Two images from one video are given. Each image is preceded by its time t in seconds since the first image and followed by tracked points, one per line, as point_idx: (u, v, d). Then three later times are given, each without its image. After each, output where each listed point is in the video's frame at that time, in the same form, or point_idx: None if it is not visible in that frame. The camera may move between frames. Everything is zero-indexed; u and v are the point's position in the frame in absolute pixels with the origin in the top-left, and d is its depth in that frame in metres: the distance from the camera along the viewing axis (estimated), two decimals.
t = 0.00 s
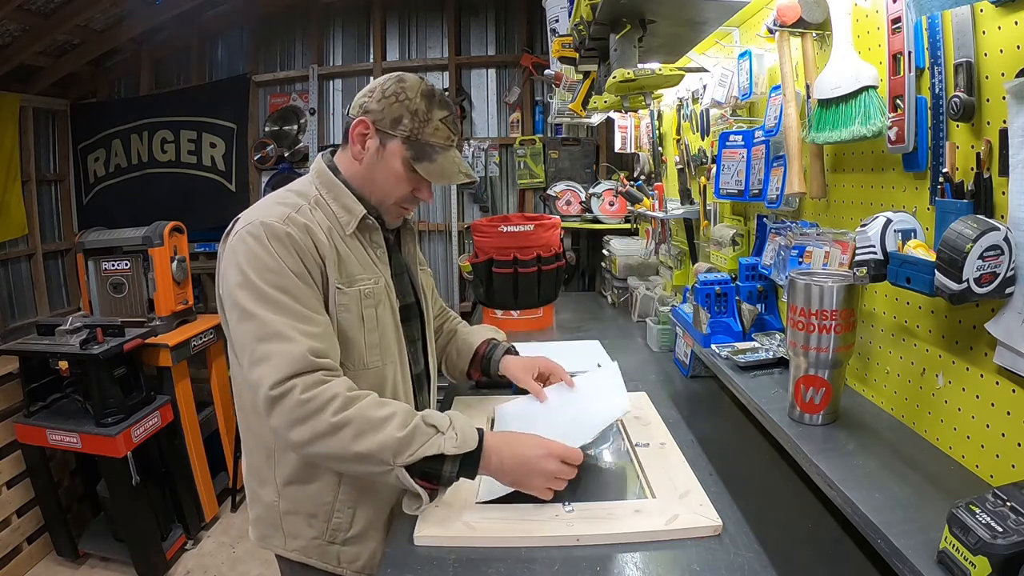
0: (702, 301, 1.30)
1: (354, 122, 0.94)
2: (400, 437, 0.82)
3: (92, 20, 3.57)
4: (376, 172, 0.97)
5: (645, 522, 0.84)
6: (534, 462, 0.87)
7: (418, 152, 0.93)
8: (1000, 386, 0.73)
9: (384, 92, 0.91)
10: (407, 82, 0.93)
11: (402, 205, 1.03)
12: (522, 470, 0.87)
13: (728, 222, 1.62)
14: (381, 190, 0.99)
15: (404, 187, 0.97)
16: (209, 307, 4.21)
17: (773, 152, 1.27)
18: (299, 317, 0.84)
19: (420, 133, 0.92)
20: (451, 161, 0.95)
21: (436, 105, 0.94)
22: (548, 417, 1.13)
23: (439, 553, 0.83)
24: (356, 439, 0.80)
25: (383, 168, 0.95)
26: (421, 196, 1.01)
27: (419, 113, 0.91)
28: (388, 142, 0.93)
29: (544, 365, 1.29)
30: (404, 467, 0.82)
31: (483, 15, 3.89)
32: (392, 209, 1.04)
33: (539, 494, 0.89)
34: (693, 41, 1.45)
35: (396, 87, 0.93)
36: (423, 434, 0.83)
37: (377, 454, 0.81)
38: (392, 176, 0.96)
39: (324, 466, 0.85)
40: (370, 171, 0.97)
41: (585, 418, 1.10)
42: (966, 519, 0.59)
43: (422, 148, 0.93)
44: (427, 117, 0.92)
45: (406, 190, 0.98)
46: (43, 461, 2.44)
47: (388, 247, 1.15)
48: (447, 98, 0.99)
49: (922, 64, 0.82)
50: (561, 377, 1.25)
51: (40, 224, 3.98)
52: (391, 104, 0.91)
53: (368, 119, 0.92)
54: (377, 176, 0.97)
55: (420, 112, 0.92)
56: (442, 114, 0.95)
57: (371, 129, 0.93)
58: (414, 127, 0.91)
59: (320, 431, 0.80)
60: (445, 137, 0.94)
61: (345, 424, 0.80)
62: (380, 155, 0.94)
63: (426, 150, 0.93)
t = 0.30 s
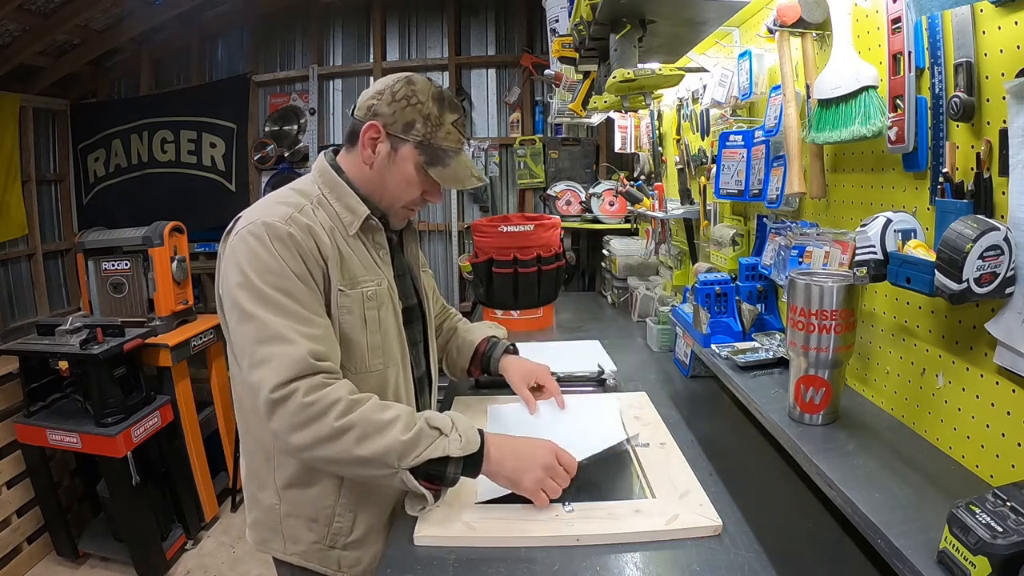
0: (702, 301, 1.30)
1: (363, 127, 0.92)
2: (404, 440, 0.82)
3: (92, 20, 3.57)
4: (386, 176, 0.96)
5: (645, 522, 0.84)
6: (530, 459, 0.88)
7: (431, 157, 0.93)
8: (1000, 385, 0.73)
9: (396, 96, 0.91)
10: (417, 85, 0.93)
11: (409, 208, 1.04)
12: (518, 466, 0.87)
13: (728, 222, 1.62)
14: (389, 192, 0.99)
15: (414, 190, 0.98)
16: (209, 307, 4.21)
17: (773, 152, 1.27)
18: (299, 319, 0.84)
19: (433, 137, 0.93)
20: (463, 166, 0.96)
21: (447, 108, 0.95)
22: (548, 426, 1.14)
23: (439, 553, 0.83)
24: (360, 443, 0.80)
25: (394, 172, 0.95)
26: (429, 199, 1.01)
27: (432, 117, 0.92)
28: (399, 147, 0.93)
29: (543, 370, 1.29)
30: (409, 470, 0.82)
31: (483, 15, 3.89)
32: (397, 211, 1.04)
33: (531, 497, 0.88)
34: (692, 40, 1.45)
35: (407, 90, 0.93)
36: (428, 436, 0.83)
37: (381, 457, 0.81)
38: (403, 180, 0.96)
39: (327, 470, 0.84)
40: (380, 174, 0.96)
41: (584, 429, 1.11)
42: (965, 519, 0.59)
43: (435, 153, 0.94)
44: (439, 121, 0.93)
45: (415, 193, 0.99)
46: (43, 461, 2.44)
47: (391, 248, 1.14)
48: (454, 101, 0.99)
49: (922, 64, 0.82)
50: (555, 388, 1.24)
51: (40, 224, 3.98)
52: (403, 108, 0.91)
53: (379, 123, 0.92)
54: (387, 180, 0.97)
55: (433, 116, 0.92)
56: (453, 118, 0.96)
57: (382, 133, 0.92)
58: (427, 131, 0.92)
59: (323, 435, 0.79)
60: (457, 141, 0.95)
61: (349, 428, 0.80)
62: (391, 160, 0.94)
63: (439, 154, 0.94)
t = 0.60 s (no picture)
0: (702, 301, 1.30)
1: (373, 128, 0.92)
2: (403, 446, 0.82)
3: (92, 20, 3.57)
4: (395, 177, 0.96)
5: (645, 522, 0.84)
6: (523, 459, 0.89)
7: (440, 158, 0.93)
8: (1000, 385, 0.72)
9: (405, 96, 0.91)
10: (426, 86, 0.93)
11: (417, 208, 1.03)
12: (509, 464, 0.88)
13: (728, 222, 1.62)
14: (397, 193, 0.98)
15: (422, 191, 0.97)
16: (208, 307, 4.21)
17: (773, 152, 1.27)
18: (300, 321, 0.84)
19: (442, 139, 0.93)
20: (472, 167, 0.96)
21: (455, 109, 0.95)
22: (546, 428, 1.14)
23: (439, 554, 0.83)
24: (359, 448, 0.80)
25: (403, 173, 0.95)
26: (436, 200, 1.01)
27: (440, 118, 0.92)
28: (408, 148, 0.92)
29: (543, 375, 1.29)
30: (408, 475, 0.82)
31: (483, 15, 3.89)
32: (403, 211, 1.04)
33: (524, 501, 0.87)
34: (692, 41, 1.45)
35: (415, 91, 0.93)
36: (427, 442, 0.83)
37: (381, 462, 0.81)
38: (411, 181, 0.95)
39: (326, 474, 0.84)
40: (389, 175, 0.96)
41: (583, 432, 1.12)
42: (966, 519, 0.59)
43: (444, 154, 0.93)
44: (448, 123, 0.93)
45: (423, 193, 0.98)
46: (43, 461, 2.43)
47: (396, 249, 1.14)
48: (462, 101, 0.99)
49: (922, 64, 0.82)
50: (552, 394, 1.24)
51: (40, 224, 3.98)
52: (412, 109, 0.90)
53: (388, 124, 0.91)
54: (396, 181, 0.96)
55: (442, 117, 0.92)
56: (461, 119, 0.96)
57: (391, 134, 0.92)
58: (436, 132, 0.92)
59: (323, 439, 0.79)
60: (465, 143, 0.95)
61: (349, 433, 0.80)
62: (399, 161, 0.93)
63: (447, 156, 0.94)
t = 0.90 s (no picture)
0: (701, 301, 1.30)
1: (383, 130, 0.92)
2: (387, 448, 0.83)
3: (92, 20, 3.57)
4: (404, 179, 0.96)
5: (645, 522, 0.84)
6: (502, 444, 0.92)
7: (450, 160, 0.93)
8: (1000, 385, 0.73)
9: (415, 98, 0.91)
10: (435, 87, 0.93)
11: (425, 209, 1.03)
12: (490, 451, 0.90)
13: (728, 222, 1.62)
14: (405, 195, 0.98)
15: (431, 192, 0.97)
16: (208, 307, 4.21)
17: (773, 152, 1.27)
18: (294, 325, 0.84)
19: (452, 140, 0.93)
20: (481, 168, 0.97)
21: (464, 111, 0.95)
22: (547, 428, 1.14)
23: (439, 553, 0.83)
24: (343, 452, 0.81)
25: (413, 174, 0.95)
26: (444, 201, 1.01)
27: (450, 120, 0.92)
28: (419, 150, 0.92)
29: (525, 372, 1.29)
30: (392, 475, 0.83)
31: (483, 15, 3.89)
32: (409, 211, 1.03)
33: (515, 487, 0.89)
34: (692, 41, 1.44)
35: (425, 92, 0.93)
36: (410, 443, 0.84)
37: (367, 464, 0.82)
38: (421, 182, 0.95)
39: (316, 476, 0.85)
40: (397, 177, 0.96)
41: (584, 432, 1.12)
42: (966, 519, 0.59)
43: (454, 155, 0.94)
44: (458, 124, 0.93)
45: (432, 195, 0.98)
46: (43, 461, 2.43)
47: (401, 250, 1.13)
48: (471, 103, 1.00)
49: (922, 65, 0.82)
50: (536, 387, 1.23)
51: (40, 224, 3.98)
52: (422, 111, 0.90)
53: (398, 125, 0.91)
54: (405, 183, 0.96)
55: (452, 119, 0.93)
56: (470, 121, 0.96)
57: (401, 136, 0.91)
58: (446, 134, 0.92)
59: (309, 443, 0.80)
60: (474, 144, 0.96)
61: (334, 438, 0.81)
62: (410, 163, 0.93)
63: (457, 157, 0.94)
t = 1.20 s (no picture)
0: (702, 301, 1.30)
1: (383, 128, 0.92)
2: (381, 456, 0.83)
3: (92, 20, 3.57)
4: (405, 177, 0.96)
5: (645, 522, 0.84)
6: (488, 451, 0.93)
7: (450, 158, 0.93)
8: (1000, 385, 0.72)
9: (415, 97, 0.91)
10: (437, 86, 0.93)
11: (426, 208, 1.03)
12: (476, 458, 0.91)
13: (728, 222, 1.62)
14: (406, 193, 0.98)
15: (431, 191, 0.97)
16: (209, 307, 4.21)
17: (773, 152, 1.27)
18: (294, 326, 0.84)
19: (452, 139, 0.93)
20: (481, 167, 0.97)
21: (465, 110, 0.95)
22: (546, 428, 1.14)
23: (439, 554, 0.83)
24: (337, 457, 0.82)
25: (414, 173, 0.95)
26: (445, 200, 1.01)
27: (451, 119, 0.92)
28: (419, 148, 0.92)
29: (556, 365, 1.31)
30: (382, 481, 0.84)
31: (483, 15, 3.88)
32: (411, 210, 1.03)
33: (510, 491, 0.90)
34: (692, 41, 1.45)
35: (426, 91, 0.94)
36: (403, 451, 0.85)
37: (360, 470, 0.83)
38: (421, 180, 0.95)
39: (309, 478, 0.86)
40: (398, 175, 0.96)
41: (584, 432, 1.12)
42: (966, 519, 0.59)
43: (453, 154, 0.94)
44: (458, 123, 0.93)
45: (433, 194, 0.98)
46: (43, 461, 2.43)
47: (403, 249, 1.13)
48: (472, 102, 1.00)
49: (922, 64, 0.82)
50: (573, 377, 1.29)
51: (40, 225, 3.98)
52: (422, 109, 0.90)
53: (398, 123, 0.91)
54: (406, 181, 0.96)
55: (452, 117, 0.93)
56: (471, 120, 0.96)
57: (401, 135, 0.92)
58: (446, 133, 0.92)
59: (304, 447, 0.81)
60: (474, 144, 0.96)
61: (329, 443, 0.81)
62: (410, 161, 0.93)
63: (457, 156, 0.94)
